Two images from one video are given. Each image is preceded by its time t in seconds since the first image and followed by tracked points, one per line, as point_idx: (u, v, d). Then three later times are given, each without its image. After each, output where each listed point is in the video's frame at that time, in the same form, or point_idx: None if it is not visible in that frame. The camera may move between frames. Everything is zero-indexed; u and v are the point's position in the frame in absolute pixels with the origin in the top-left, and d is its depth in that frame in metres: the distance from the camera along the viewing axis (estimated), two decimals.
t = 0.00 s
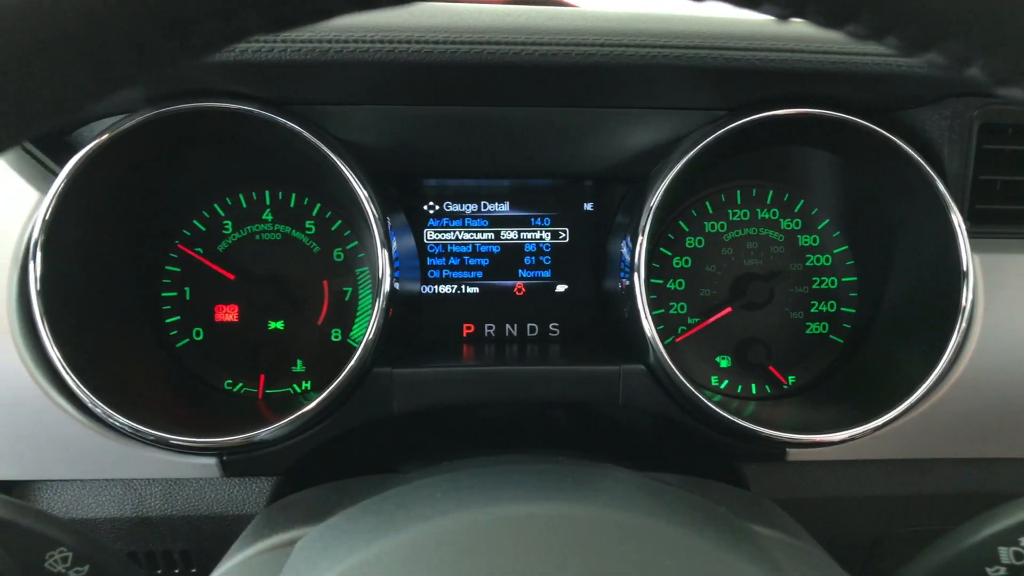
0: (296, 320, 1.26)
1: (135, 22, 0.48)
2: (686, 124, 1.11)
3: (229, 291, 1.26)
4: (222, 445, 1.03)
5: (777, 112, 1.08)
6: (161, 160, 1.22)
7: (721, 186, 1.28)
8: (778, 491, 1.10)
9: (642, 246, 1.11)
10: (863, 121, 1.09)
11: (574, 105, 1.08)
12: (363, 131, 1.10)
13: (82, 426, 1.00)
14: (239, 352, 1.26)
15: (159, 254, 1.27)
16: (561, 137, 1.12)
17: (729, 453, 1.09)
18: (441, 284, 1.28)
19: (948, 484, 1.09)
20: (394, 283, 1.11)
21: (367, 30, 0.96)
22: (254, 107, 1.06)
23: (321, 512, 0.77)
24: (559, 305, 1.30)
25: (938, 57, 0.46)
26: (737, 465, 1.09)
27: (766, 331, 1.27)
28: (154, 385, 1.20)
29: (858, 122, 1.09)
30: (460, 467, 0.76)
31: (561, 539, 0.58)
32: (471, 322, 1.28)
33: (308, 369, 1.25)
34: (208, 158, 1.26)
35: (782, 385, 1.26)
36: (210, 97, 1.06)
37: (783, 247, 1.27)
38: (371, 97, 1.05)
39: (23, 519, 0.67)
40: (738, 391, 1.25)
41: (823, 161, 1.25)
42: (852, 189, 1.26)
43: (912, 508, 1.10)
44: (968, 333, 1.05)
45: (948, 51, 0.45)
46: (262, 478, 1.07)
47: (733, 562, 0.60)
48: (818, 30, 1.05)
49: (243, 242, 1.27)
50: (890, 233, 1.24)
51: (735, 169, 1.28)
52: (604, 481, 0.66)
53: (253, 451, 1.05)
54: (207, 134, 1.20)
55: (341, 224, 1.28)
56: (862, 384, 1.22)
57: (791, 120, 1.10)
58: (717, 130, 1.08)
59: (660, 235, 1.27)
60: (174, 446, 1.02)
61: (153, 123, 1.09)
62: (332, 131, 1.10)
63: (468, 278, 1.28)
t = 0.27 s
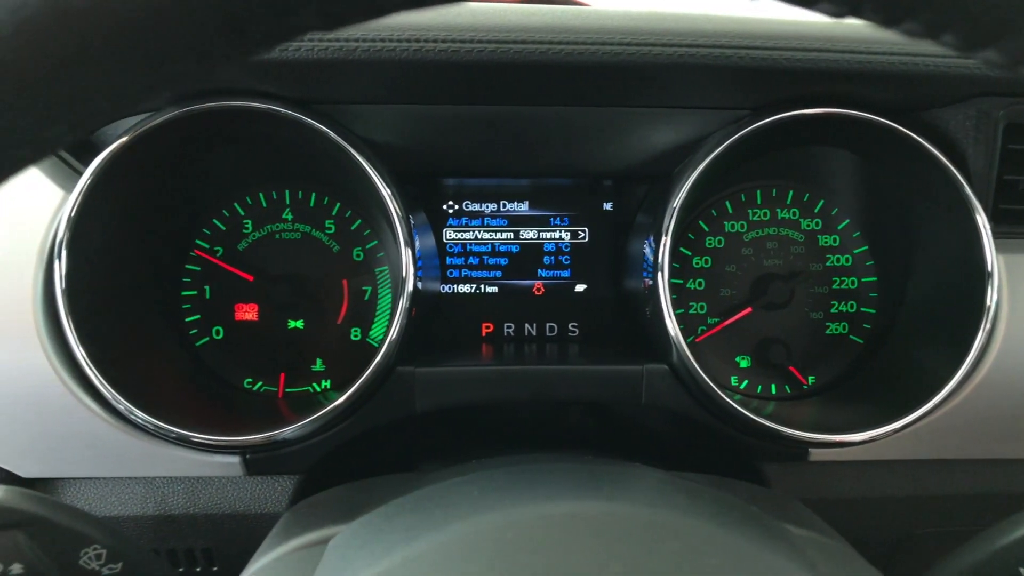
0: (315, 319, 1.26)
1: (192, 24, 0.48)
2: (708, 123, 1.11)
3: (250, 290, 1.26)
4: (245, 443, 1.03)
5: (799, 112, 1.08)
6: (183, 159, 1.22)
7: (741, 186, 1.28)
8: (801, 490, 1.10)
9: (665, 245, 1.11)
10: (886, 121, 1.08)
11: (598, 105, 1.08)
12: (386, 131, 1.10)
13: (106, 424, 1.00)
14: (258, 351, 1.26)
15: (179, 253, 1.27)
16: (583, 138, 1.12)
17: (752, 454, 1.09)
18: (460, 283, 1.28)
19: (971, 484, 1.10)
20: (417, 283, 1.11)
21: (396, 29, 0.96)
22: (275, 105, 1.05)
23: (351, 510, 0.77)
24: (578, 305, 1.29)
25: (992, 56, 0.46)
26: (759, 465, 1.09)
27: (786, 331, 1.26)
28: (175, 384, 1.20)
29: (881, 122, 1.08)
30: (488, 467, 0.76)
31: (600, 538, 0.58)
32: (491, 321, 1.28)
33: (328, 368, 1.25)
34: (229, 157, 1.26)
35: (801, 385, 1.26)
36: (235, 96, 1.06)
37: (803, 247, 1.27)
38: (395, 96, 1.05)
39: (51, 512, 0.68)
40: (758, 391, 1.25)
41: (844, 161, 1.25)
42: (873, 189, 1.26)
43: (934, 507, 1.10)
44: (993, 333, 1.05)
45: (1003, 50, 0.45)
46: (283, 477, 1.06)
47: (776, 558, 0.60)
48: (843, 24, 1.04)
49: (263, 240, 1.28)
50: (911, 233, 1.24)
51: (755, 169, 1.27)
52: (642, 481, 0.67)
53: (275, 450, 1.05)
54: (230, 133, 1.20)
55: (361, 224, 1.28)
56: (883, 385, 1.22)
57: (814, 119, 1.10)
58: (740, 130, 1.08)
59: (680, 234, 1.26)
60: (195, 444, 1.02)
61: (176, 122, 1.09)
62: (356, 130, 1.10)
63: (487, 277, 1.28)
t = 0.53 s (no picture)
0: (336, 318, 1.26)
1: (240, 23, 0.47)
2: (730, 123, 1.11)
3: (271, 288, 1.26)
4: (269, 441, 1.03)
5: (822, 111, 1.08)
6: (204, 158, 1.23)
7: (761, 186, 1.28)
8: (823, 489, 1.10)
9: (689, 245, 1.11)
10: (912, 121, 1.09)
11: (621, 104, 1.08)
12: (408, 130, 1.10)
13: (130, 421, 1.00)
14: (279, 350, 1.26)
15: (200, 252, 1.27)
16: (606, 138, 1.12)
17: (773, 454, 1.09)
18: (479, 281, 1.27)
19: (994, 485, 1.09)
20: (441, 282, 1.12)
21: (421, 27, 0.94)
22: (298, 104, 1.06)
23: (380, 507, 0.77)
24: (597, 305, 1.29)
25: None
26: (781, 465, 1.09)
27: (806, 331, 1.26)
28: (196, 382, 1.20)
29: (904, 122, 1.09)
30: (516, 465, 0.76)
31: (640, 536, 0.58)
32: (510, 320, 1.28)
33: (347, 366, 1.25)
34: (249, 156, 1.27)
35: (821, 385, 1.25)
36: (258, 95, 1.06)
37: (823, 246, 1.26)
38: (419, 96, 1.05)
39: (85, 510, 0.74)
40: (778, 391, 1.24)
41: (864, 161, 1.25)
42: (893, 189, 1.26)
43: (957, 508, 1.10)
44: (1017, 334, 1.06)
45: None
46: (306, 475, 1.07)
47: (816, 556, 0.60)
48: (871, 23, 1.03)
49: (283, 239, 1.28)
50: (933, 233, 1.23)
51: (775, 168, 1.27)
52: (677, 480, 0.66)
53: (297, 449, 1.05)
54: (251, 133, 1.20)
55: (380, 223, 1.29)
56: (904, 385, 1.22)
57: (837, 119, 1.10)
58: (763, 130, 1.08)
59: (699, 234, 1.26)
60: (217, 441, 1.02)
61: (200, 120, 1.10)
62: (379, 130, 1.10)
63: (506, 276, 1.28)
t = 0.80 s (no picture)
0: (352, 318, 1.27)
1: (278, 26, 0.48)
2: (746, 125, 1.12)
3: (288, 287, 1.27)
4: (289, 439, 1.04)
5: (840, 113, 1.09)
6: (222, 159, 1.23)
7: (776, 187, 1.28)
8: (839, 488, 1.10)
9: (708, 246, 1.11)
10: (931, 122, 1.09)
11: (639, 105, 1.08)
12: (426, 130, 1.11)
13: (150, 419, 1.01)
14: (296, 349, 1.26)
15: (217, 251, 1.27)
16: (622, 139, 1.13)
17: (789, 453, 1.09)
18: (495, 282, 1.28)
19: (1013, 486, 1.09)
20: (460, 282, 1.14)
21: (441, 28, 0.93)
22: (318, 104, 1.06)
23: (403, 504, 0.77)
24: (612, 305, 1.29)
25: None
26: (796, 464, 1.10)
27: (820, 331, 1.27)
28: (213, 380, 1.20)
29: (924, 123, 1.09)
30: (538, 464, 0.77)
31: (669, 534, 0.59)
32: (525, 320, 1.28)
33: (364, 365, 1.26)
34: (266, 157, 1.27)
35: (836, 386, 1.25)
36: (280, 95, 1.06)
37: (838, 247, 1.27)
38: (438, 97, 1.05)
39: (113, 506, 0.70)
40: (793, 391, 1.24)
41: (878, 162, 1.25)
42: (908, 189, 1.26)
43: (976, 509, 1.09)
44: None
45: None
46: (324, 474, 1.07)
47: (842, 554, 0.60)
48: (888, 25, 1.03)
49: (300, 239, 1.28)
50: (949, 234, 1.24)
51: (790, 169, 1.27)
52: (701, 480, 0.67)
53: (316, 447, 1.06)
54: (269, 133, 1.21)
55: (397, 223, 1.29)
56: (918, 385, 1.22)
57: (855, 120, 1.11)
58: (779, 132, 1.09)
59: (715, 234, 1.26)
60: (236, 439, 1.03)
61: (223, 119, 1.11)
62: (398, 130, 1.11)
63: (521, 276, 1.28)
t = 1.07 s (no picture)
0: (370, 316, 1.27)
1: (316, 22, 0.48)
2: (766, 124, 1.12)
3: (307, 285, 1.27)
4: (309, 436, 1.04)
5: (862, 111, 1.09)
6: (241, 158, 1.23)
7: (793, 187, 1.28)
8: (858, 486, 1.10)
9: (728, 244, 1.12)
10: (954, 121, 1.09)
11: (659, 103, 1.08)
12: (446, 128, 1.12)
13: (170, 416, 1.01)
14: (314, 347, 1.26)
15: (236, 250, 1.27)
16: (641, 136, 1.14)
17: (808, 451, 1.09)
18: (513, 280, 1.27)
19: None
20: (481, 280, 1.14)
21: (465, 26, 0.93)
22: (342, 104, 1.07)
23: (427, 502, 0.77)
24: (629, 303, 1.29)
25: None
26: (816, 463, 1.10)
27: (838, 330, 1.27)
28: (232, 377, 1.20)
29: (948, 122, 1.09)
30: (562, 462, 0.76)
31: (708, 529, 0.59)
32: (542, 319, 1.27)
33: (381, 363, 1.26)
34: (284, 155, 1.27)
35: (854, 384, 1.25)
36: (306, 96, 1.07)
37: (856, 246, 1.27)
38: (459, 95, 1.05)
39: (144, 501, 0.72)
40: (810, 390, 1.24)
41: (896, 161, 1.25)
42: (926, 189, 1.26)
43: (995, 507, 1.09)
44: None
45: None
46: (343, 471, 1.07)
47: (875, 548, 0.60)
48: (910, 24, 1.03)
49: (319, 237, 1.28)
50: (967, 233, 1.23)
51: (808, 168, 1.27)
52: (729, 478, 0.67)
53: (337, 444, 1.06)
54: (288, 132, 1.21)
55: (414, 221, 1.30)
56: (936, 383, 1.22)
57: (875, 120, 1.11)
58: (799, 131, 1.09)
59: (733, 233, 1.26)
60: (254, 436, 1.03)
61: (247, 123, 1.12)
62: (418, 128, 1.11)
63: (539, 275, 1.28)
